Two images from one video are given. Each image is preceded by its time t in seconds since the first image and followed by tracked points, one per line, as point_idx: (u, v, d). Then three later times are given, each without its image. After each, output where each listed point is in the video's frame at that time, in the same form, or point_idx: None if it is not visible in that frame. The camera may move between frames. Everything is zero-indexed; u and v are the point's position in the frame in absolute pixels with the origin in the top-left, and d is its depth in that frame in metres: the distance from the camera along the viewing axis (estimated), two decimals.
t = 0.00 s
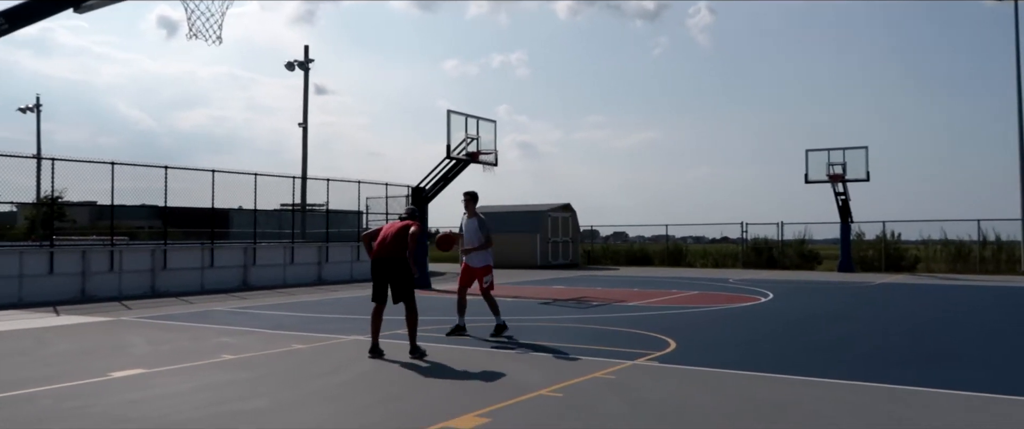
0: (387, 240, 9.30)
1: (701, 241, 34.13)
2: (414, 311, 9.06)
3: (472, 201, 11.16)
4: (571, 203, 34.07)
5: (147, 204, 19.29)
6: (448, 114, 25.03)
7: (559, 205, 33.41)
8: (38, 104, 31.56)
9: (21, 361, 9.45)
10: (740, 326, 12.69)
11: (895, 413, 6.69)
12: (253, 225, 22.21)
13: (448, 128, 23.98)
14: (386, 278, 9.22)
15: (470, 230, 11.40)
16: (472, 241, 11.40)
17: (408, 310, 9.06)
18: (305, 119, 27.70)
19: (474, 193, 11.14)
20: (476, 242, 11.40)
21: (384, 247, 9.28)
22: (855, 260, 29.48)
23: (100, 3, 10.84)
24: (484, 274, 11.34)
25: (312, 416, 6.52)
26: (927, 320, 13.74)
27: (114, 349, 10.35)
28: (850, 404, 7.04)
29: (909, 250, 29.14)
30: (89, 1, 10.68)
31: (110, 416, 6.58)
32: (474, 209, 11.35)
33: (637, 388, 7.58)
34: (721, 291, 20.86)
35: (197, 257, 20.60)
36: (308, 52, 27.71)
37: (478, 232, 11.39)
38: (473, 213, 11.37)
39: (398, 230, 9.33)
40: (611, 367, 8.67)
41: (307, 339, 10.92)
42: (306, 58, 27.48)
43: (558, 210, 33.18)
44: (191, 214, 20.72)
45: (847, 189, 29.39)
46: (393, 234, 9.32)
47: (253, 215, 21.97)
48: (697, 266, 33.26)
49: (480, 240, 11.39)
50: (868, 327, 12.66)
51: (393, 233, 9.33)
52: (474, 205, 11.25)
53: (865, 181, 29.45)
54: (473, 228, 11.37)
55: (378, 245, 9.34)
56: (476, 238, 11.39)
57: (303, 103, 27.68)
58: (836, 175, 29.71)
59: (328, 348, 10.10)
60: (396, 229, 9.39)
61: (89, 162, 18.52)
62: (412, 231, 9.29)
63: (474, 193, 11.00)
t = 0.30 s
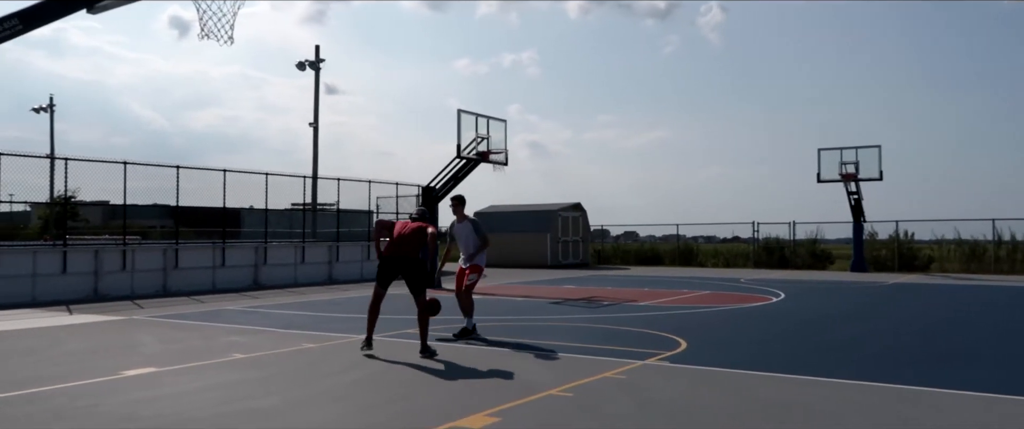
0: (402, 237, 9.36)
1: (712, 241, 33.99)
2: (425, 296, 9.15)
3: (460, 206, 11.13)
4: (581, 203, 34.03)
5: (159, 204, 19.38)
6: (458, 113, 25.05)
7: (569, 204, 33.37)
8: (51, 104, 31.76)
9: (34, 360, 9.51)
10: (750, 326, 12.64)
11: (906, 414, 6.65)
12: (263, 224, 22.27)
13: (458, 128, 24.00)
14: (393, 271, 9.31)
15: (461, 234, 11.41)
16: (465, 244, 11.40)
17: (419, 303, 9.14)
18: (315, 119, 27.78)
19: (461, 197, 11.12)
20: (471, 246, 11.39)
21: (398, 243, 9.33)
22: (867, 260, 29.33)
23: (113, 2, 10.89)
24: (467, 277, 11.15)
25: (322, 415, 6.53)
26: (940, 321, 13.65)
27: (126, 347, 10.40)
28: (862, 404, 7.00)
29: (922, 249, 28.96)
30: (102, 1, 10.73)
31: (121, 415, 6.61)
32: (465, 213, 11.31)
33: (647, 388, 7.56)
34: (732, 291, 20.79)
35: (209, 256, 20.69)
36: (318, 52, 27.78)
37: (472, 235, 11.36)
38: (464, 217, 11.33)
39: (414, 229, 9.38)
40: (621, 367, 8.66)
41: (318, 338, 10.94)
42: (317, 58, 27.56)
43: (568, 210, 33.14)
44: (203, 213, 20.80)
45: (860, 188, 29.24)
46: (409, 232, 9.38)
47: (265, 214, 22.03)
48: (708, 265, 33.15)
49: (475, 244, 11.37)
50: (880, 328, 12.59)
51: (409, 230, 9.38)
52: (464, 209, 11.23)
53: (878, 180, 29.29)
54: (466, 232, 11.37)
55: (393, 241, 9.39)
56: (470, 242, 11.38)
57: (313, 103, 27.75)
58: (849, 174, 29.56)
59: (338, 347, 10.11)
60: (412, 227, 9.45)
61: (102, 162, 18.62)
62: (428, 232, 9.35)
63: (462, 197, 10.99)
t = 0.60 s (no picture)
0: (396, 240, 9.36)
1: (722, 240, 33.99)
2: (424, 296, 9.24)
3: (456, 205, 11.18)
4: (590, 203, 34.01)
5: (170, 203, 19.49)
6: (466, 113, 25.06)
7: (578, 204, 33.35)
8: (64, 105, 31.98)
9: (47, 359, 9.58)
10: (761, 326, 12.61)
11: (918, 414, 6.61)
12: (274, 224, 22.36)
13: (467, 127, 24.04)
14: (387, 275, 9.29)
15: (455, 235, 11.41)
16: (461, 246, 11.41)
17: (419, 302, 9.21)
18: (325, 119, 27.86)
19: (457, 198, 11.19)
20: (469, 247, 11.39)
21: (393, 246, 9.33)
22: (879, 260, 29.22)
23: (126, 3, 10.93)
24: (467, 279, 11.31)
25: (333, 414, 6.56)
26: (953, 321, 13.57)
27: (138, 347, 10.45)
28: (873, 405, 6.97)
29: (934, 249, 28.81)
30: (114, 2, 10.77)
31: (133, 413, 6.65)
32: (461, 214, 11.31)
33: (658, 389, 7.55)
34: (743, 291, 20.72)
35: (220, 256, 20.78)
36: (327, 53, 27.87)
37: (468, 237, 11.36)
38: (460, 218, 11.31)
39: (406, 231, 9.41)
40: (631, 367, 8.65)
41: (328, 338, 10.98)
42: (327, 58, 27.63)
43: (578, 210, 33.13)
44: (214, 213, 20.87)
45: (871, 187, 29.12)
46: (401, 235, 9.39)
47: (275, 214, 22.09)
48: (718, 265, 33.08)
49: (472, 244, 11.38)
50: (891, 328, 12.53)
51: (401, 233, 9.40)
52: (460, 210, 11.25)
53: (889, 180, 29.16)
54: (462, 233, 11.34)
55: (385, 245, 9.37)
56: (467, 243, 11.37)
57: (323, 102, 27.83)
58: (860, 174, 29.43)
59: (348, 346, 10.14)
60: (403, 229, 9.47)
61: (113, 162, 18.74)
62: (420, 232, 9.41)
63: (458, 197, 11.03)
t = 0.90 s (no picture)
0: (391, 244, 9.39)
1: (738, 245, 33.87)
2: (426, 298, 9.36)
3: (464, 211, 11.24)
4: (605, 207, 33.97)
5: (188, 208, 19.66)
6: (482, 117, 25.14)
7: (593, 209, 33.34)
8: (84, 111, 32.31)
9: (67, 363, 9.69)
10: (777, 332, 12.57)
11: (936, 421, 6.57)
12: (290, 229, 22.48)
13: (483, 132, 24.14)
14: (388, 279, 9.34)
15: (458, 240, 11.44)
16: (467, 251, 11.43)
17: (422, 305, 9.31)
18: (341, 124, 28.02)
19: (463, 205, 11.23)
20: (474, 252, 11.43)
21: (390, 251, 9.36)
22: (897, 265, 29.02)
23: (143, 12, 11.07)
24: (478, 287, 11.41)
25: (349, 419, 6.60)
26: (972, 326, 13.47)
27: (155, 351, 10.56)
28: (890, 411, 6.94)
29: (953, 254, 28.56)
30: (132, 10, 10.91)
31: (151, 417, 6.72)
32: (467, 219, 11.33)
33: (673, 394, 7.56)
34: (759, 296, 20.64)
35: (237, 260, 20.94)
36: (343, 58, 28.03)
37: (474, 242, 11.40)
38: (466, 223, 11.32)
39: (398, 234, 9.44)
40: (646, 373, 8.66)
41: (344, 342, 11.04)
42: (343, 64, 27.80)
43: (593, 214, 33.11)
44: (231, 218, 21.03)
45: (889, 192, 28.93)
46: (395, 239, 9.43)
47: (291, 219, 22.23)
48: (734, 270, 32.96)
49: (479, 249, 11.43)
50: (909, 333, 12.46)
51: (395, 237, 9.43)
52: (466, 216, 11.29)
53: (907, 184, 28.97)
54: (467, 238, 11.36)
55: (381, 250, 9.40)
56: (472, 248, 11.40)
57: (339, 108, 27.99)
58: (878, 178, 29.25)
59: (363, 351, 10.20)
60: (397, 232, 9.50)
61: (132, 167, 18.94)
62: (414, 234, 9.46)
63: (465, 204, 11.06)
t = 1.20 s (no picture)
0: (415, 244, 9.46)
1: (762, 246, 33.66)
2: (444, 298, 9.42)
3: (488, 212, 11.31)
4: (628, 209, 33.89)
5: (214, 210, 19.89)
6: (504, 119, 25.18)
7: (616, 210, 33.28)
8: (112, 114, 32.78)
9: (97, 362, 9.86)
10: (802, 334, 12.50)
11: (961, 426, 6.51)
12: (315, 230, 22.66)
13: (505, 134, 24.20)
14: (412, 279, 9.39)
15: (484, 242, 11.54)
16: (492, 252, 11.49)
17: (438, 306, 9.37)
18: (364, 126, 28.20)
19: (490, 206, 11.32)
20: (501, 253, 11.50)
21: (414, 250, 9.42)
22: (924, 267, 28.70)
23: (171, 16, 11.27)
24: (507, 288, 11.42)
25: (372, 419, 6.66)
26: (1001, 330, 13.29)
27: (183, 351, 10.70)
28: (915, 416, 6.88)
29: (982, 256, 28.19)
30: (161, 14, 11.11)
31: (177, 417, 6.82)
32: (494, 221, 11.44)
33: (695, 397, 7.54)
34: (784, 298, 20.50)
35: (262, 261, 21.14)
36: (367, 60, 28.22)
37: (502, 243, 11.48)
38: (493, 225, 11.43)
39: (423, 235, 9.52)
40: (669, 376, 8.65)
41: (368, 344, 11.12)
42: (366, 66, 27.98)
43: (615, 216, 33.05)
44: (256, 219, 21.24)
45: (916, 193, 28.63)
46: (420, 239, 9.50)
47: (315, 220, 22.41)
48: (758, 272, 32.74)
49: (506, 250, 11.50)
50: (936, 337, 12.33)
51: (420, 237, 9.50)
52: (493, 217, 11.39)
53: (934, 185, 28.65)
54: (493, 240, 11.45)
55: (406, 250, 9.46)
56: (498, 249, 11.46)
57: (363, 110, 28.18)
58: (905, 179, 28.94)
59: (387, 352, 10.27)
60: (421, 234, 9.57)
61: (159, 169, 19.21)
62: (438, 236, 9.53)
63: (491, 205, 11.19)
